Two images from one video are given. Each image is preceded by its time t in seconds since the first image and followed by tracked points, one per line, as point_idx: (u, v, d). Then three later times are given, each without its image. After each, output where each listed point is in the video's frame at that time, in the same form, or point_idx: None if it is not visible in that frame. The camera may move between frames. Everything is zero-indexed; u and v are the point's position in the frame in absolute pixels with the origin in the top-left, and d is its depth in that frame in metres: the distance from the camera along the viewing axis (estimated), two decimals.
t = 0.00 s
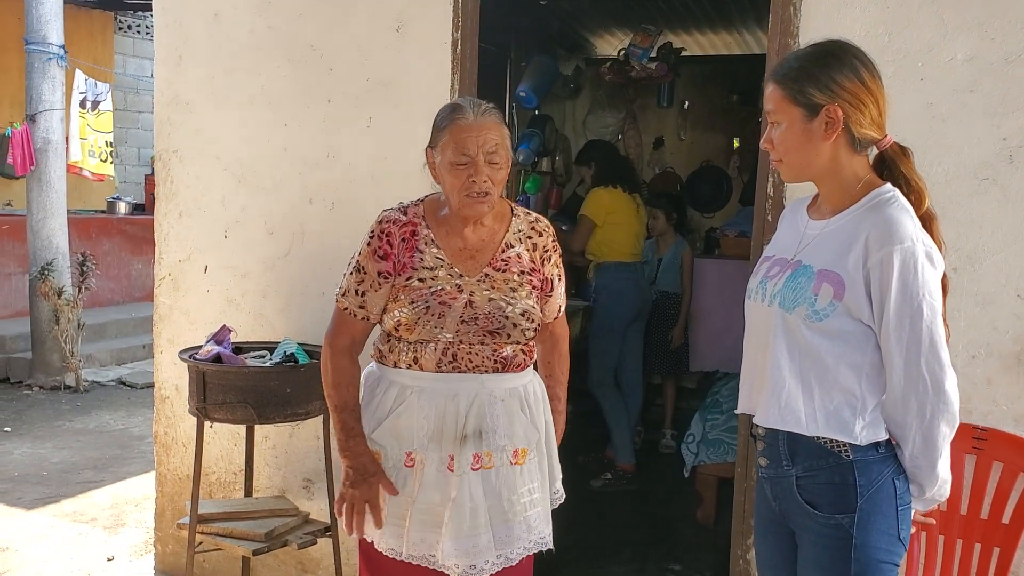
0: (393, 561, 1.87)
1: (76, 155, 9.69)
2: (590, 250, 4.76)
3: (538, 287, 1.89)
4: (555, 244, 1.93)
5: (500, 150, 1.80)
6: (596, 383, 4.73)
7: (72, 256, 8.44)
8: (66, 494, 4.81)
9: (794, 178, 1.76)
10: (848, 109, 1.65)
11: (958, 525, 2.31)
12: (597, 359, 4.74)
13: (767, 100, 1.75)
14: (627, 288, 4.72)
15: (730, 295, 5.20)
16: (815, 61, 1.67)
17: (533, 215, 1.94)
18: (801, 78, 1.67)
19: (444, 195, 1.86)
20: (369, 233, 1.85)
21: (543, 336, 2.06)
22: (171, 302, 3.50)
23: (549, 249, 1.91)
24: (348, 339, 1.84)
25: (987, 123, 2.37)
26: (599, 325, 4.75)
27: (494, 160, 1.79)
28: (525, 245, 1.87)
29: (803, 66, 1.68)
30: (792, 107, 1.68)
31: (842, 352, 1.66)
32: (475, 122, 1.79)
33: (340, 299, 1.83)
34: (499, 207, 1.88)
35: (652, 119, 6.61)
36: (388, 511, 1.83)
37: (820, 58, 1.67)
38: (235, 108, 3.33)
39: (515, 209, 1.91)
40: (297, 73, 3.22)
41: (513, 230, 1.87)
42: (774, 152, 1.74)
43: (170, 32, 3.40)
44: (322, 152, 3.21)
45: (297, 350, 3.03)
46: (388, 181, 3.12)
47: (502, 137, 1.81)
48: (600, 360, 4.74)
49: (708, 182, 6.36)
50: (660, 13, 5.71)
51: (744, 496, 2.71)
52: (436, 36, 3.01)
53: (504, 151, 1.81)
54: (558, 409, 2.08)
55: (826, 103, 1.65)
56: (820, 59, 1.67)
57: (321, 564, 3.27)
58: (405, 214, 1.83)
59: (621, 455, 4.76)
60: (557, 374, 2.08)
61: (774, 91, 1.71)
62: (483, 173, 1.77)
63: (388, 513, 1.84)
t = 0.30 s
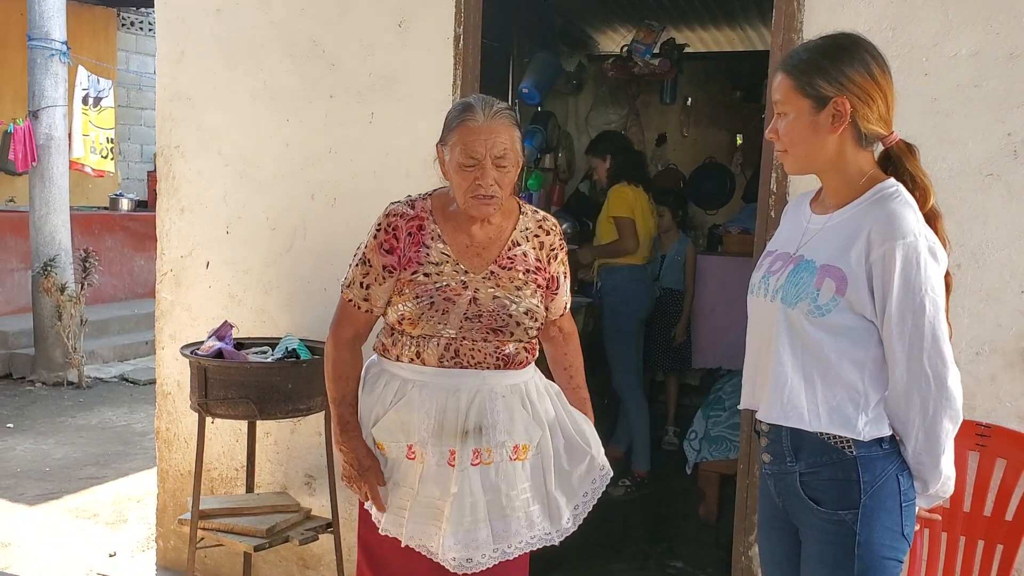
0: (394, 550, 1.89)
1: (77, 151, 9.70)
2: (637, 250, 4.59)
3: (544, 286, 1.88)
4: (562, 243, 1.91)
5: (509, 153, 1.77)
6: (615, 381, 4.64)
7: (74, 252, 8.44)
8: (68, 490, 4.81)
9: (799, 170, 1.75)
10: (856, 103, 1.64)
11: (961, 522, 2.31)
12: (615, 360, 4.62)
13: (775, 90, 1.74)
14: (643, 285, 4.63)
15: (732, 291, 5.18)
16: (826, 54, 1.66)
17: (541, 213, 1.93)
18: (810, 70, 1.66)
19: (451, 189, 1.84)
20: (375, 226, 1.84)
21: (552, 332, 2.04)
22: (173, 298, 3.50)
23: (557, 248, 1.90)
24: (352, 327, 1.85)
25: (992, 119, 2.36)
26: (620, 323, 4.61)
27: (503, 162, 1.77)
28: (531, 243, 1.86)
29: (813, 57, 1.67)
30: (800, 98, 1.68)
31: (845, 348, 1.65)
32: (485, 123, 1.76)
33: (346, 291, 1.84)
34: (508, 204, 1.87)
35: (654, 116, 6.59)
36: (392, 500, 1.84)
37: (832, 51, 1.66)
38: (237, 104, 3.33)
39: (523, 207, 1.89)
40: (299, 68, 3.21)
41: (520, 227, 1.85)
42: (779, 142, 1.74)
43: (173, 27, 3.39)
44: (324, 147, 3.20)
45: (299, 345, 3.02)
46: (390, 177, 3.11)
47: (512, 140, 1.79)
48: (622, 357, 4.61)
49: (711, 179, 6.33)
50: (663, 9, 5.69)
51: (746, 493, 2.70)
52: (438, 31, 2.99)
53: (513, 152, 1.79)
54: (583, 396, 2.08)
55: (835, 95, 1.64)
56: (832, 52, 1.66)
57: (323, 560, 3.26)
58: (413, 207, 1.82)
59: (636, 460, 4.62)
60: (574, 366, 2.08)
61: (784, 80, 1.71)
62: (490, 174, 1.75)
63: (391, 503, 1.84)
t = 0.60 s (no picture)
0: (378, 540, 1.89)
1: (77, 147, 9.76)
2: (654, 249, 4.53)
3: (535, 279, 1.88)
4: (556, 237, 1.92)
5: (496, 137, 1.77)
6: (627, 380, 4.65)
7: (73, 247, 8.45)
8: (65, 483, 4.82)
9: (789, 161, 1.76)
10: (843, 92, 1.65)
11: (950, 512, 2.30)
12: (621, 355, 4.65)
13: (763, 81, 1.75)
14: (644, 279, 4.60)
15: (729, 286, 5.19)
16: (812, 43, 1.66)
17: (536, 206, 1.93)
18: (796, 60, 1.67)
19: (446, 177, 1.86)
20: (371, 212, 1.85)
21: (552, 325, 2.05)
22: (167, 291, 3.51)
23: (550, 242, 1.90)
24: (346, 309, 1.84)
25: (982, 110, 2.36)
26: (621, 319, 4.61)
27: (489, 146, 1.77)
28: (525, 236, 1.86)
29: (799, 47, 1.67)
30: (786, 89, 1.68)
31: (832, 336, 1.65)
32: (476, 107, 1.78)
33: (340, 275, 1.83)
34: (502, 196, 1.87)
35: (651, 110, 6.60)
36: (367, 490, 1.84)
37: (819, 41, 1.66)
38: (232, 96, 3.33)
39: (519, 199, 1.90)
40: (293, 61, 3.21)
41: (514, 219, 1.86)
42: (767, 133, 1.75)
43: (167, 20, 3.40)
44: (317, 139, 3.20)
45: (292, 337, 3.02)
46: (383, 169, 3.11)
47: (503, 125, 1.79)
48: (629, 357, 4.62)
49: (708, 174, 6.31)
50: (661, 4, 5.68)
51: (737, 484, 2.71)
52: (431, 23, 2.99)
53: (503, 138, 1.79)
54: (586, 387, 2.08)
55: (822, 85, 1.64)
56: (818, 40, 1.66)
57: (316, 552, 3.27)
58: (408, 194, 1.83)
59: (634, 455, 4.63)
60: (576, 357, 2.08)
61: (770, 71, 1.71)
62: (475, 157, 1.76)
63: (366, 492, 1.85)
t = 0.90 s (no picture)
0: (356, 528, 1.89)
1: (76, 142, 9.72)
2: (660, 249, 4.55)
3: (526, 274, 1.88)
4: (550, 234, 1.92)
5: (480, 121, 1.80)
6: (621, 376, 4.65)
7: (70, 243, 8.45)
8: (62, 479, 4.83)
9: (778, 155, 1.76)
10: (831, 85, 1.65)
11: (943, 506, 2.31)
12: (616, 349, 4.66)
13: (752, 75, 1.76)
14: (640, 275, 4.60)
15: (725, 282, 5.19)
16: (799, 35, 1.67)
17: (530, 202, 1.94)
18: (783, 54, 1.67)
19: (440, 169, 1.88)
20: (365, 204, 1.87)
21: (546, 329, 2.05)
22: (163, 286, 3.51)
23: (543, 237, 1.91)
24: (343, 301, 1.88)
25: (975, 105, 2.37)
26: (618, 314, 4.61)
27: (472, 129, 1.80)
28: (517, 231, 1.87)
29: (787, 41, 1.68)
30: (774, 82, 1.69)
31: (822, 329, 1.66)
32: (465, 91, 1.82)
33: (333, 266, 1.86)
34: (493, 191, 1.89)
35: (648, 107, 6.60)
36: (339, 479, 1.84)
37: (806, 34, 1.66)
38: (227, 91, 3.33)
39: (513, 195, 1.91)
40: (288, 56, 3.21)
41: (506, 214, 1.87)
42: (756, 127, 1.75)
43: (162, 15, 3.40)
44: (312, 134, 3.20)
45: (287, 332, 3.03)
46: (378, 164, 3.11)
47: (490, 109, 1.82)
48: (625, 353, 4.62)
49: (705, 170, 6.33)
50: None
51: (730, 479, 2.72)
52: (426, 18, 2.99)
53: (489, 122, 1.81)
54: (578, 399, 2.06)
55: (809, 78, 1.65)
56: (805, 33, 1.67)
57: (312, 546, 3.28)
58: (402, 186, 1.85)
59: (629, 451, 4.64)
60: (569, 365, 2.07)
61: (758, 65, 1.71)
62: (457, 138, 1.79)
63: (336, 481, 1.85)
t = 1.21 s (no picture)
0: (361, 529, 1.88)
1: (74, 138, 9.70)
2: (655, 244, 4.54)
3: (517, 266, 1.89)
4: (541, 226, 1.93)
5: (463, 107, 1.81)
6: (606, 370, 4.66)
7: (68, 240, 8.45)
8: (60, 474, 4.83)
9: (769, 148, 1.76)
10: (821, 77, 1.65)
11: (939, 499, 2.32)
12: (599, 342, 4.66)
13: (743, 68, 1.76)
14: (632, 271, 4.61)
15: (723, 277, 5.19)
16: (787, 28, 1.67)
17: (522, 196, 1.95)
18: (773, 47, 1.67)
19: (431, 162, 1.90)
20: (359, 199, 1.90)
21: (538, 329, 2.04)
22: (159, 281, 3.51)
23: (533, 230, 1.91)
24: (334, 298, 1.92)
25: (972, 99, 2.36)
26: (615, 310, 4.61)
27: (453, 116, 1.81)
28: (509, 224, 1.88)
29: (776, 33, 1.67)
30: (764, 75, 1.68)
31: (814, 322, 1.66)
32: (451, 81, 1.84)
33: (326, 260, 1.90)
34: (485, 183, 1.90)
35: (646, 103, 6.59)
36: (354, 477, 1.83)
37: (795, 27, 1.66)
38: (223, 86, 3.33)
39: (504, 188, 1.92)
40: (284, 50, 3.20)
41: (498, 207, 1.88)
42: (747, 120, 1.74)
43: (159, 10, 3.39)
44: (309, 129, 3.19)
45: (284, 327, 3.03)
46: (374, 158, 3.10)
47: (474, 97, 1.82)
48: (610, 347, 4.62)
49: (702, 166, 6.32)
50: None
51: (727, 474, 2.72)
52: (422, 12, 2.98)
53: (473, 109, 1.82)
54: (564, 406, 2.03)
55: (800, 71, 1.64)
56: (794, 25, 1.66)
57: (309, 541, 3.28)
58: (394, 180, 1.87)
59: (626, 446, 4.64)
60: (557, 369, 2.04)
61: (748, 58, 1.71)
62: (440, 125, 1.81)
63: (353, 479, 1.84)
